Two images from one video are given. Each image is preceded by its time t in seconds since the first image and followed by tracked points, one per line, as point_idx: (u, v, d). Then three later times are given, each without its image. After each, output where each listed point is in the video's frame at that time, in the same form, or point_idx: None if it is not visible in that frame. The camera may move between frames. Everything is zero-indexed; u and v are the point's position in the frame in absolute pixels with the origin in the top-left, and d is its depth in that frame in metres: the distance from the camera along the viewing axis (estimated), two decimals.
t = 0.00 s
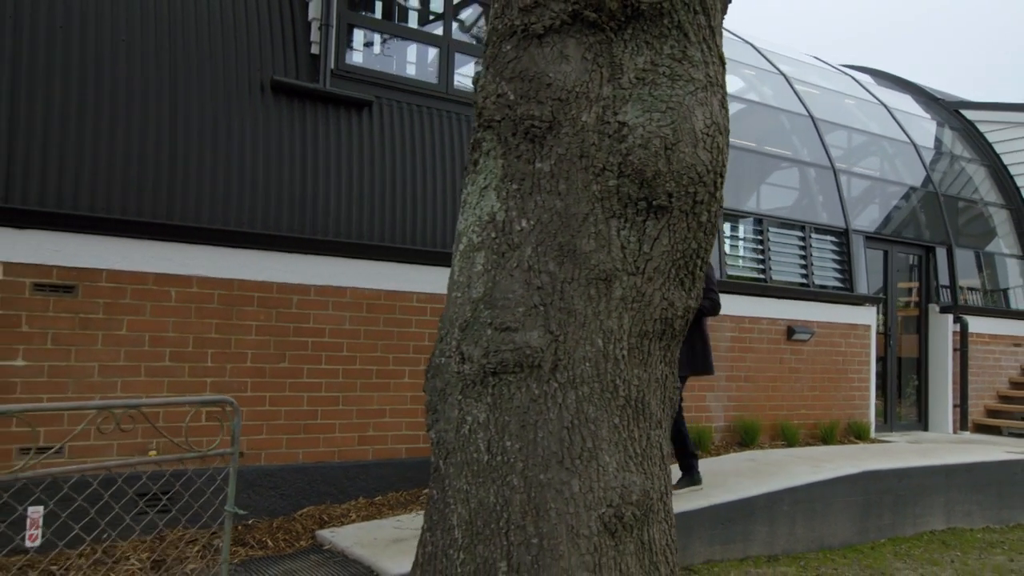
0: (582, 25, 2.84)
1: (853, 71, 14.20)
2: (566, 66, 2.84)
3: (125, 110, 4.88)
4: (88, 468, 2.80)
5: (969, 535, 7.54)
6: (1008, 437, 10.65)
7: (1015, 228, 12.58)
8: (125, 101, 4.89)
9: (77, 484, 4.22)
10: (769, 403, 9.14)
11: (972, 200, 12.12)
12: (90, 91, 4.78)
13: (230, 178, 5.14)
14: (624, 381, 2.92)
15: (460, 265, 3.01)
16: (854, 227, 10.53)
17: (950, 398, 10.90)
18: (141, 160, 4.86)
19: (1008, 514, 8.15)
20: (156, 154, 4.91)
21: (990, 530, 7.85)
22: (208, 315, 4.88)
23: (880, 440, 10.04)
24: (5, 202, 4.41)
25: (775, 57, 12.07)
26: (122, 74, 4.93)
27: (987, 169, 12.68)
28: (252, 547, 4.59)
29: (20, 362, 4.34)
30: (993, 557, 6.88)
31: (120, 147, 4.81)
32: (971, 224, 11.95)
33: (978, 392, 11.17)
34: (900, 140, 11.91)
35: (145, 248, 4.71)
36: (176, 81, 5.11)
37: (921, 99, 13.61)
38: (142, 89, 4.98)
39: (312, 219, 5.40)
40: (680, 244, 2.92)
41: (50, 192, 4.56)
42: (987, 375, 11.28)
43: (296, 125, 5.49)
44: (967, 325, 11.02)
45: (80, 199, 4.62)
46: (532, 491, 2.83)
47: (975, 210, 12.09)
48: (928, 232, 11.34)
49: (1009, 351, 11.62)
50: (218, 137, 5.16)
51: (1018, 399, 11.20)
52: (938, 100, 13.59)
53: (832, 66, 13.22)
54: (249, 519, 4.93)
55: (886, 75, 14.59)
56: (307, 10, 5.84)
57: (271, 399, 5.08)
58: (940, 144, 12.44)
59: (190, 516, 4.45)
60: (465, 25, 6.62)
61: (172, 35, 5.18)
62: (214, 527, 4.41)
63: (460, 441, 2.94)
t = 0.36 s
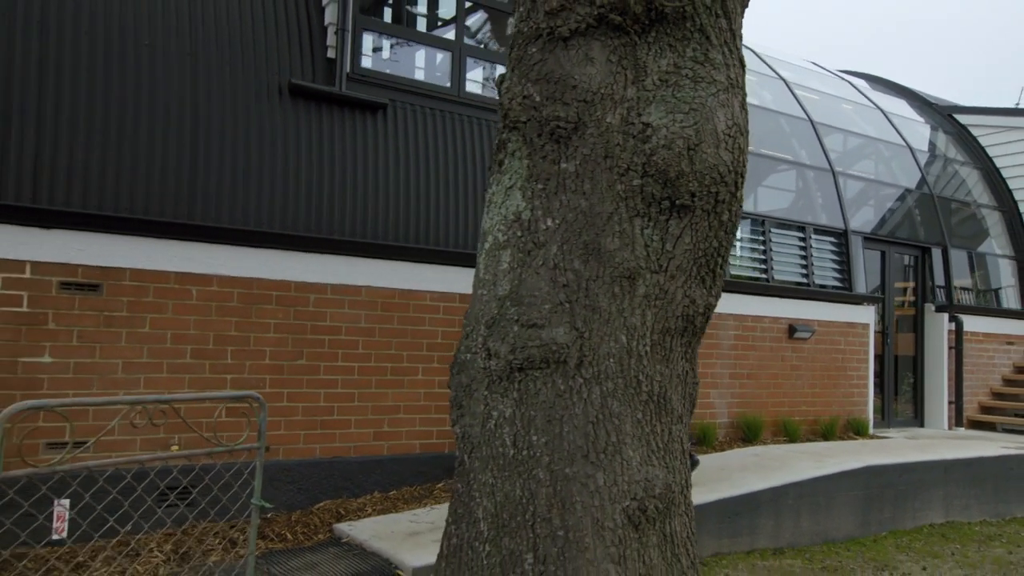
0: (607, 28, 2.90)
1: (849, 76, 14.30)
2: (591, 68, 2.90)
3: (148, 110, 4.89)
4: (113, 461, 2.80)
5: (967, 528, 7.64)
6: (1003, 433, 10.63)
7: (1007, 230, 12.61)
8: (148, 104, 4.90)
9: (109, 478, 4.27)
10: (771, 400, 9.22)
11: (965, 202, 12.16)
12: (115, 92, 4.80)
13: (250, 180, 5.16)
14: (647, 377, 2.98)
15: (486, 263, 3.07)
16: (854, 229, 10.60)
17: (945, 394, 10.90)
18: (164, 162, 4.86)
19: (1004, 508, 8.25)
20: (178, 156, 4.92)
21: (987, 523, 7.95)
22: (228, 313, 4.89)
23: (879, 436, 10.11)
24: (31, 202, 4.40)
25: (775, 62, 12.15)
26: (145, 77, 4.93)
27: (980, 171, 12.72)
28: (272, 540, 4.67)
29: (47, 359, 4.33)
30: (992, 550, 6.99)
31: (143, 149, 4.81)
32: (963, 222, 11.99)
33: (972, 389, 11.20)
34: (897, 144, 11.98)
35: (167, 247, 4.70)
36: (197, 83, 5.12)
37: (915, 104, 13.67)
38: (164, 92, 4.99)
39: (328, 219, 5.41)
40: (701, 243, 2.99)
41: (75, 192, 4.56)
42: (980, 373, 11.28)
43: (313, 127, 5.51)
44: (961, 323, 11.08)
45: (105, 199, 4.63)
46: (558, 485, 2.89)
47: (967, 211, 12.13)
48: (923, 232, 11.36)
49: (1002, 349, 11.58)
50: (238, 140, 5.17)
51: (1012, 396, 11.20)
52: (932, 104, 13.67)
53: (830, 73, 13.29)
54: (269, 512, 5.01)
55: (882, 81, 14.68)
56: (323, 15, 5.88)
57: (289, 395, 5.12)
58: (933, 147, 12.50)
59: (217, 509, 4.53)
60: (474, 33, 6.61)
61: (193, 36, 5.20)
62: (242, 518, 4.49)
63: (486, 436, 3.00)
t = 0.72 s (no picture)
0: (633, 31, 2.95)
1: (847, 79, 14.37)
2: (617, 70, 2.94)
3: (169, 111, 4.93)
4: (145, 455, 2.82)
5: (969, 523, 7.73)
6: (1000, 430, 10.73)
7: (1004, 231, 12.69)
8: (168, 105, 4.94)
9: (143, 472, 4.32)
10: (775, 398, 9.28)
11: (961, 204, 12.24)
12: (136, 94, 4.84)
13: (267, 181, 5.20)
14: (672, 374, 3.04)
15: (513, 262, 3.12)
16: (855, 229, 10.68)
17: (945, 392, 10.94)
18: (183, 163, 4.91)
19: (1004, 503, 8.34)
20: (198, 157, 4.97)
21: (988, 518, 8.04)
22: (248, 312, 4.95)
23: (880, 432, 10.18)
24: (57, 202, 4.44)
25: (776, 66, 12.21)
26: (165, 78, 4.97)
27: (977, 174, 12.79)
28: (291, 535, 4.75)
29: (72, 355, 4.36)
30: (995, 544, 7.07)
31: (164, 150, 4.86)
32: (960, 223, 12.07)
33: (970, 386, 11.26)
34: (896, 146, 12.05)
35: (189, 246, 4.75)
36: (216, 84, 5.16)
37: (913, 108, 13.73)
38: (184, 93, 5.03)
39: (344, 220, 5.46)
40: (724, 242, 3.04)
41: (99, 193, 4.61)
42: (979, 370, 11.34)
43: (329, 128, 5.55)
44: (960, 322, 11.10)
45: (127, 199, 4.68)
46: (585, 479, 2.93)
47: (964, 213, 12.22)
48: (922, 232, 11.44)
49: (999, 348, 11.63)
50: (256, 140, 5.22)
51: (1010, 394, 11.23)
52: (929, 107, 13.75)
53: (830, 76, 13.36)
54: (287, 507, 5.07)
55: (880, 83, 14.74)
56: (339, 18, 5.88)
57: (307, 392, 5.18)
58: (931, 149, 12.55)
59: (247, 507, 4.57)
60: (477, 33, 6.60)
61: (211, 36, 5.23)
62: (270, 515, 4.53)
63: (512, 431, 3.04)
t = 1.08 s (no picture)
0: (660, 32, 2.99)
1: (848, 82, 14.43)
2: (644, 71, 2.99)
3: (190, 113, 4.99)
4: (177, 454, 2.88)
5: (973, 519, 7.79)
6: (1001, 428, 10.77)
7: (1003, 232, 12.73)
8: (188, 106, 4.99)
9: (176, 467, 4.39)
10: (780, 396, 9.32)
11: (960, 205, 12.29)
12: (157, 96, 4.89)
13: (285, 181, 5.24)
14: (697, 371, 3.08)
15: (540, 260, 3.17)
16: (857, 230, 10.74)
17: (946, 390, 10.96)
18: (203, 164, 4.95)
19: (1007, 499, 8.39)
20: (218, 157, 5.02)
21: (991, 514, 8.10)
22: (267, 311, 5.00)
23: (883, 430, 10.22)
24: (82, 202, 4.51)
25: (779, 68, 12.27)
26: (186, 79, 5.02)
27: (976, 176, 12.82)
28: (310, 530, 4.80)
29: (96, 353, 4.43)
30: (1000, 539, 7.13)
31: (185, 151, 4.91)
32: (960, 225, 12.12)
33: (970, 385, 11.26)
34: (897, 148, 12.10)
35: (212, 246, 4.81)
36: (235, 86, 5.21)
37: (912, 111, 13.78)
38: (204, 94, 5.08)
39: (360, 220, 5.50)
40: (749, 241, 3.08)
41: (121, 194, 4.66)
42: (979, 368, 11.36)
43: (346, 130, 5.59)
44: (961, 321, 11.12)
45: (150, 199, 4.73)
46: (612, 474, 2.97)
47: (964, 214, 12.26)
48: (923, 233, 11.49)
49: (999, 347, 11.68)
50: (274, 141, 5.26)
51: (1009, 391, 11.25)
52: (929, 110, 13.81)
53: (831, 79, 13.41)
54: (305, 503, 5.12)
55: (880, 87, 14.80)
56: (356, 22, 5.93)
57: (325, 390, 5.23)
58: (931, 151, 12.60)
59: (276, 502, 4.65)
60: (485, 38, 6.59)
61: (230, 38, 5.28)
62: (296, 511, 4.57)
63: (540, 427, 3.08)
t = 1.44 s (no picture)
0: (688, 35, 3.05)
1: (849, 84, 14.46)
2: (673, 73, 3.04)
3: (212, 114, 5.04)
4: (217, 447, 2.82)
5: (978, 514, 7.84)
6: (1002, 425, 10.83)
7: (1003, 233, 12.80)
8: (209, 107, 5.04)
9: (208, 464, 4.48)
10: (787, 394, 9.37)
11: (960, 207, 12.34)
12: (180, 97, 4.95)
13: (305, 181, 5.29)
14: (723, 368, 3.13)
15: (569, 259, 3.22)
16: (861, 230, 10.79)
17: (948, 388, 10.99)
18: (224, 164, 5.00)
19: (1010, 495, 8.46)
20: (240, 158, 5.07)
21: (995, 510, 8.16)
22: (288, 309, 5.06)
23: (887, 427, 10.26)
24: (109, 203, 4.58)
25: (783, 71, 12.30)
26: (206, 81, 5.08)
27: (976, 177, 12.90)
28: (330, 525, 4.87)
29: (122, 351, 4.48)
30: (1006, 534, 7.19)
31: (206, 152, 4.96)
32: (961, 225, 12.18)
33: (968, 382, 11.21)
34: (898, 150, 12.15)
35: (234, 246, 4.87)
36: (256, 88, 5.26)
37: (913, 113, 13.82)
38: (225, 95, 5.13)
39: (377, 220, 5.55)
40: (775, 239, 3.13)
41: (145, 194, 4.72)
42: (980, 367, 11.39)
43: (363, 130, 5.64)
44: (962, 320, 11.15)
45: (174, 199, 4.79)
46: (641, 470, 3.02)
47: (964, 215, 12.33)
48: (925, 233, 11.55)
49: (999, 346, 11.73)
50: (292, 141, 5.30)
51: (1010, 389, 11.31)
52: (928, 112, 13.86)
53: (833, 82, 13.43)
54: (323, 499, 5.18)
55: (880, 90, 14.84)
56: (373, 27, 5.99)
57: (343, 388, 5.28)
58: (932, 153, 12.66)
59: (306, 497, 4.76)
60: (493, 41, 6.57)
61: (249, 40, 5.34)
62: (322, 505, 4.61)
63: (568, 424, 3.13)
